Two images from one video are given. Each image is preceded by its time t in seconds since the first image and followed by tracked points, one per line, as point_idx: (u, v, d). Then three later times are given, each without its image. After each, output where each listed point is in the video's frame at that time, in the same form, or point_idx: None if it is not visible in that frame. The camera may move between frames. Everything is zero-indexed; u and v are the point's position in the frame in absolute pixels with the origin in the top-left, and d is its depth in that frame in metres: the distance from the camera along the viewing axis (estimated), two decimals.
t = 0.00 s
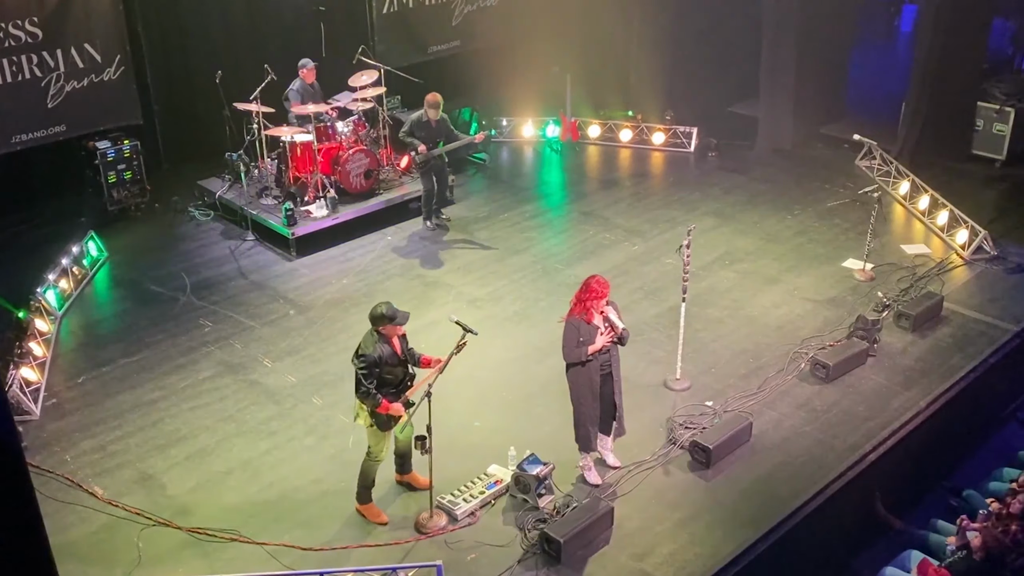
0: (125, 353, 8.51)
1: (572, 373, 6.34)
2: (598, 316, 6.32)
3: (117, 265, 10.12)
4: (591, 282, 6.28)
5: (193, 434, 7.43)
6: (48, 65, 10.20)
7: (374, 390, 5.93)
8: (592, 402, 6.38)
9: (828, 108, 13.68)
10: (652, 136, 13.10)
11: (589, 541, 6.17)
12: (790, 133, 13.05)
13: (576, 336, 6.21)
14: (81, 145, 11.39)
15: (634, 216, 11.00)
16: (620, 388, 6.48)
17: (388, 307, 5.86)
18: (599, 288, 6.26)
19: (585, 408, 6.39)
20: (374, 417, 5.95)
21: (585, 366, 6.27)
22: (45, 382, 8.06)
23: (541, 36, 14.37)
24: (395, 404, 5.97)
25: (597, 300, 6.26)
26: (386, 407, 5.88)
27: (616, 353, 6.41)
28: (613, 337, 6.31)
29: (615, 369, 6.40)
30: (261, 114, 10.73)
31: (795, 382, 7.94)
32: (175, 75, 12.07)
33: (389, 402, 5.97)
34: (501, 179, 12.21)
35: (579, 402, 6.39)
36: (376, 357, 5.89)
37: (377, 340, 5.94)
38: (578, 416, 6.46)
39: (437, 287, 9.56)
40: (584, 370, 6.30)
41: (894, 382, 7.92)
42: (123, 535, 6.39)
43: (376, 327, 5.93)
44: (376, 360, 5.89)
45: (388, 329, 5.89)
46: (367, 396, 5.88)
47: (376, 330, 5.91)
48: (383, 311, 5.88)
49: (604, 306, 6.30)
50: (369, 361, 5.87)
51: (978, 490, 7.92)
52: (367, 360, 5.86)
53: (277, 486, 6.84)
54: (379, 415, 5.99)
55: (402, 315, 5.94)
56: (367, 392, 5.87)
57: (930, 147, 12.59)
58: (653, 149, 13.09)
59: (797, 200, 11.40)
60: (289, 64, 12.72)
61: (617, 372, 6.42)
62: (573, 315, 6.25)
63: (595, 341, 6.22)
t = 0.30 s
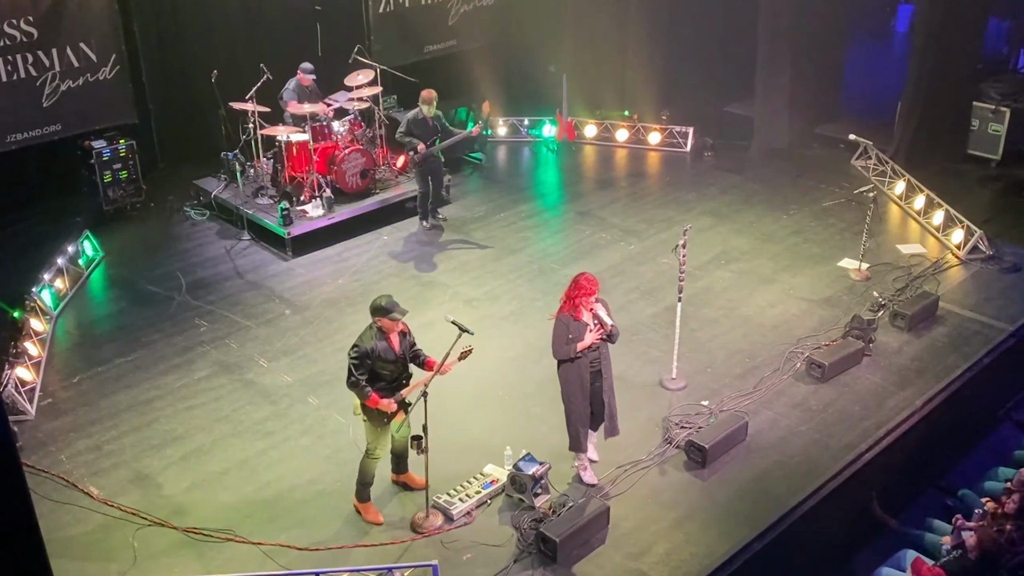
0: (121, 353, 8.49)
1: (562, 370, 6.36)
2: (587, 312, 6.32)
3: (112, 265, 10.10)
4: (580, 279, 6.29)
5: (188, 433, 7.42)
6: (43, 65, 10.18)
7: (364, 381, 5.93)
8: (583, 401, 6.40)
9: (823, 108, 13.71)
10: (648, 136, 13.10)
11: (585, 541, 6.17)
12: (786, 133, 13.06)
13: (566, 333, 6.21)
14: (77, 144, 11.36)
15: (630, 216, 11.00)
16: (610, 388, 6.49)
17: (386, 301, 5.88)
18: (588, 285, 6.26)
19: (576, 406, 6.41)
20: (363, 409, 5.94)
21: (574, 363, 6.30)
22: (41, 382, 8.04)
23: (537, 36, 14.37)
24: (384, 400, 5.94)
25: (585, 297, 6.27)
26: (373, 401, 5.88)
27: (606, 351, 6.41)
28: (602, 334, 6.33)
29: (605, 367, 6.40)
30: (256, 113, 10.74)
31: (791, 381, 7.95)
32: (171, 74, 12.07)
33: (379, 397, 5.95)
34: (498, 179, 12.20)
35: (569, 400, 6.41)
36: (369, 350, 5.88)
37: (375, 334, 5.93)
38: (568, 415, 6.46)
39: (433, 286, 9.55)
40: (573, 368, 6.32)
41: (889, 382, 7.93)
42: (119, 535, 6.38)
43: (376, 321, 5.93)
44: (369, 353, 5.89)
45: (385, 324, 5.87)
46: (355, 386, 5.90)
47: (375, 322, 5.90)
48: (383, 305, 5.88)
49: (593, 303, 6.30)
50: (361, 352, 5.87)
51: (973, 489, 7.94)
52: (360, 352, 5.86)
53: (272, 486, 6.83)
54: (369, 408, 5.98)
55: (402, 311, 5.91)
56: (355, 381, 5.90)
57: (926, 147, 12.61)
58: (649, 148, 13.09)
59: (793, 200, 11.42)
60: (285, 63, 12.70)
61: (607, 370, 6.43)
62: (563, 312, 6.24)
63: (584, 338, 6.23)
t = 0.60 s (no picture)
0: (116, 352, 8.48)
1: (553, 363, 6.36)
2: (578, 306, 6.31)
3: (108, 264, 10.08)
4: (570, 273, 6.28)
5: (184, 433, 7.41)
6: (38, 63, 10.16)
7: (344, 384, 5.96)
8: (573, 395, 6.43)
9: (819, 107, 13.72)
10: (644, 135, 13.11)
11: (581, 540, 6.17)
12: (782, 132, 13.08)
13: (556, 326, 6.21)
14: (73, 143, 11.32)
15: (626, 215, 11.00)
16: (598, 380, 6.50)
17: (376, 307, 5.83)
18: (578, 278, 6.26)
19: (566, 399, 6.42)
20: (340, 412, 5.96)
21: (564, 356, 6.29)
22: (36, 381, 8.02)
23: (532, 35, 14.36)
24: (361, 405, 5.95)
25: (575, 290, 6.26)
26: (349, 405, 5.89)
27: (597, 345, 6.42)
28: (591, 328, 6.32)
29: (596, 361, 6.39)
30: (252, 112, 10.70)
31: (786, 381, 7.96)
32: (166, 74, 12.11)
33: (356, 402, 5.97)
34: (494, 178, 12.20)
35: (560, 394, 6.42)
36: (350, 353, 5.89)
37: (360, 338, 5.93)
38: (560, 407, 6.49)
39: (429, 286, 9.55)
40: (564, 361, 6.31)
41: (884, 381, 7.94)
42: (114, 535, 6.37)
43: (363, 325, 5.92)
44: (350, 356, 5.90)
45: (371, 330, 5.86)
46: (333, 388, 5.94)
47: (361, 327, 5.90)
48: (372, 310, 5.85)
49: (583, 296, 6.29)
50: (342, 355, 5.89)
51: (968, 488, 7.95)
52: (341, 354, 5.88)
53: (268, 486, 6.82)
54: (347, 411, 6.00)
55: (389, 320, 5.88)
56: (334, 382, 5.93)
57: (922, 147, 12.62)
58: (645, 148, 13.10)
59: (788, 199, 11.42)
60: (281, 62, 12.68)
61: (597, 364, 6.42)
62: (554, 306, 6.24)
63: (574, 331, 6.23)
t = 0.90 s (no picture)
0: (111, 352, 8.46)
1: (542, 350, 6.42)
2: (567, 294, 6.35)
3: (103, 264, 10.06)
4: (559, 261, 6.31)
5: (179, 433, 7.40)
6: (33, 62, 10.13)
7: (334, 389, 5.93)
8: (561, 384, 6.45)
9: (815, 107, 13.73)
10: (640, 135, 13.11)
11: (576, 539, 6.17)
12: (777, 132, 13.09)
13: (545, 314, 6.26)
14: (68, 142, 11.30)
15: (622, 215, 11.00)
16: (587, 369, 6.49)
17: (361, 310, 5.84)
18: (568, 267, 6.28)
19: (554, 387, 6.45)
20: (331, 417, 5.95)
21: (553, 344, 6.34)
22: (31, 381, 8.00)
23: (528, 34, 14.37)
24: (353, 408, 5.94)
25: (565, 278, 6.30)
26: (341, 409, 5.90)
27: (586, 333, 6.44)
28: (580, 316, 6.36)
29: (583, 350, 6.42)
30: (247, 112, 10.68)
31: (782, 380, 7.96)
32: (162, 72, 12.07)
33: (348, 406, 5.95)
34: (490, 178, 12.19)
35: (548, 381, 6.45)
36: (339, 357, 5.87)
37: (347, 342, 5.92)
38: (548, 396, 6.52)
39: (425, 286, 9.54)
40: (552, 348, 6.37)
41: (880, 381, 7.94)
42: (109, 535, 6.35)
43: (349, 329, 5.91)
44: (339, 360, 5.88)
45: (359, 333, 5.86)
46: (324, 394, 5.91)
47: (348, 331, 5.89)
48: (359, 314, 5.86)
49: (572, 284, 6.32)
50: (331, 360, 5.86)
51: (964, 488, 7.96)
52: (330, 359, 5.85)
53: (263, 486, 6.81)
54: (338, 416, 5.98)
55: (376, 321, 5.89)
56: (324, 389, 5.90)
57: (918, 147, 12.63)
58: (641, 147, 13.10)
59: (784, 199, 11.43)
60: (277, 61, 12.65)
61: (585, 353, 6.43)
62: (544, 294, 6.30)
63: (563, 319, 6.28)
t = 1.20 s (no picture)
0: (105, 352, 8.44)
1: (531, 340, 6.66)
2: (556, 285, 6.53)
3: (97, 264, 10.04)
4: (547, 254, 6.49)
5: (174, 433, 7.38)
6: (27, 62, 10.11)
7: (342, 389, 5.89)
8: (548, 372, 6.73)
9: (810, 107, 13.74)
10: (636, 135, 13.11)
11: (572, 539, 6.17)
12: (773, 132, 13.10)
13: (534, 306, 6.46)
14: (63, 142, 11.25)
15: (618, 215, 11.00)
16: (576, 359, 6.71)
17: (363, 308, 5.81)
18: (555, 258, 6.47)
19: (541, 375, 6.74)
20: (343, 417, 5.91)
21: (541, 335, 6.56)
22: (25, 381, 7.98)
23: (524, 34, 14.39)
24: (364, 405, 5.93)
25: (553, 270, 6.48)
26: (354, 408, 5.86)
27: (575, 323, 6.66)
28: (569, 307, 6.56)
29: (571, 341, 6.63)
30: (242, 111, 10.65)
31: (778, 380, 7.97)
32: (158, 72, 12.01)
33: (358, 403, 5.93)
34: (485, 178, 12.16)
35: (536, 369, 6.72)
36: (346, 357, 5.84)
37: (349, 341, 5.88)
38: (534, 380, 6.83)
39: (420, 286, 9.53)
40: (541, 339, 6.59)
41: (875, 381, 7.95)
42: (103, 536, 6.34)
43: (349, 327, 5.88)
44: (346, 361, 5.84)
45: (362, 330, 5.84)
46: (334, 395, 5.85)
47: (350, 330, 5.85)
48: (359, 311, 5.83)
49: (561, 275, 6.50)
50: (338, 360, 5.82)
51: (959, 488, 7.97)
52: (337, 360, 5.80)
53: (259, 486, 6.80)
54: (349, 416, 5.94)
55: (379, 317, 5.88)
56: (334, 391, 5.85)
57: (912, 147, 12.66)
58: (637, 147, 13.10)
59: (780, 199, 11.44)
60: (272, 61, 12.68)
61: (574, 344, 6.65)
62: (533, 285, 6.49)
63: (552, 310, 6.48)
